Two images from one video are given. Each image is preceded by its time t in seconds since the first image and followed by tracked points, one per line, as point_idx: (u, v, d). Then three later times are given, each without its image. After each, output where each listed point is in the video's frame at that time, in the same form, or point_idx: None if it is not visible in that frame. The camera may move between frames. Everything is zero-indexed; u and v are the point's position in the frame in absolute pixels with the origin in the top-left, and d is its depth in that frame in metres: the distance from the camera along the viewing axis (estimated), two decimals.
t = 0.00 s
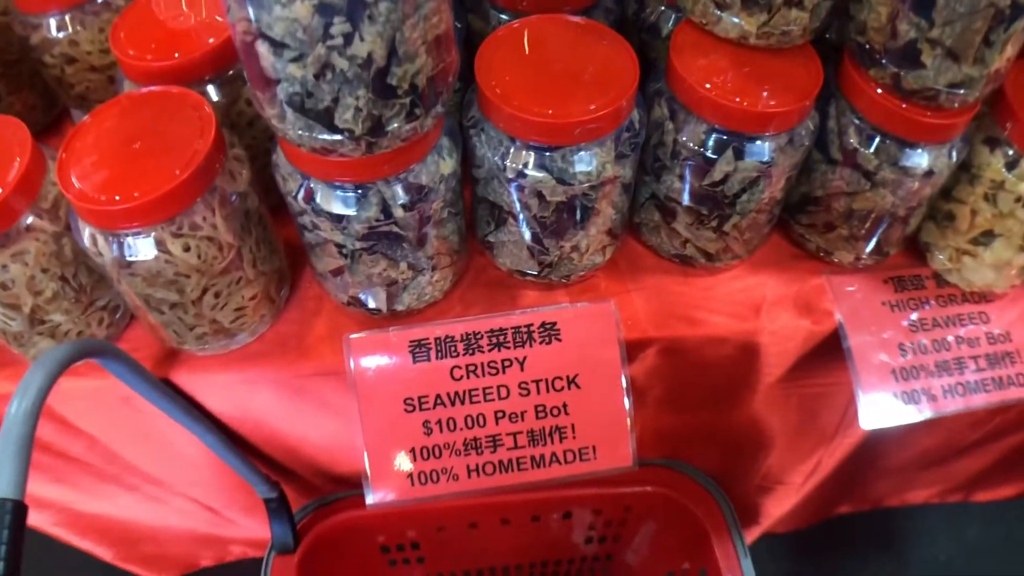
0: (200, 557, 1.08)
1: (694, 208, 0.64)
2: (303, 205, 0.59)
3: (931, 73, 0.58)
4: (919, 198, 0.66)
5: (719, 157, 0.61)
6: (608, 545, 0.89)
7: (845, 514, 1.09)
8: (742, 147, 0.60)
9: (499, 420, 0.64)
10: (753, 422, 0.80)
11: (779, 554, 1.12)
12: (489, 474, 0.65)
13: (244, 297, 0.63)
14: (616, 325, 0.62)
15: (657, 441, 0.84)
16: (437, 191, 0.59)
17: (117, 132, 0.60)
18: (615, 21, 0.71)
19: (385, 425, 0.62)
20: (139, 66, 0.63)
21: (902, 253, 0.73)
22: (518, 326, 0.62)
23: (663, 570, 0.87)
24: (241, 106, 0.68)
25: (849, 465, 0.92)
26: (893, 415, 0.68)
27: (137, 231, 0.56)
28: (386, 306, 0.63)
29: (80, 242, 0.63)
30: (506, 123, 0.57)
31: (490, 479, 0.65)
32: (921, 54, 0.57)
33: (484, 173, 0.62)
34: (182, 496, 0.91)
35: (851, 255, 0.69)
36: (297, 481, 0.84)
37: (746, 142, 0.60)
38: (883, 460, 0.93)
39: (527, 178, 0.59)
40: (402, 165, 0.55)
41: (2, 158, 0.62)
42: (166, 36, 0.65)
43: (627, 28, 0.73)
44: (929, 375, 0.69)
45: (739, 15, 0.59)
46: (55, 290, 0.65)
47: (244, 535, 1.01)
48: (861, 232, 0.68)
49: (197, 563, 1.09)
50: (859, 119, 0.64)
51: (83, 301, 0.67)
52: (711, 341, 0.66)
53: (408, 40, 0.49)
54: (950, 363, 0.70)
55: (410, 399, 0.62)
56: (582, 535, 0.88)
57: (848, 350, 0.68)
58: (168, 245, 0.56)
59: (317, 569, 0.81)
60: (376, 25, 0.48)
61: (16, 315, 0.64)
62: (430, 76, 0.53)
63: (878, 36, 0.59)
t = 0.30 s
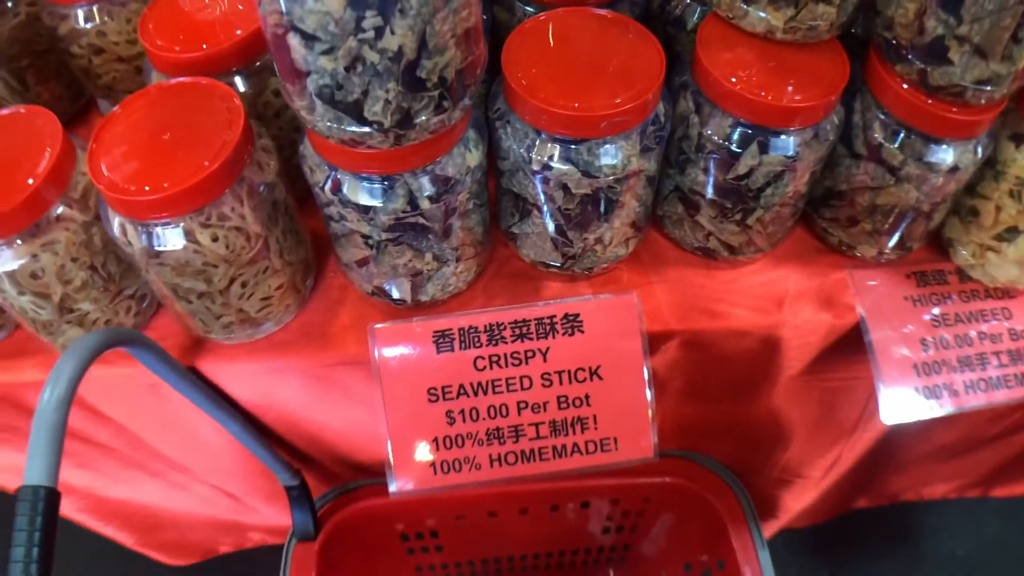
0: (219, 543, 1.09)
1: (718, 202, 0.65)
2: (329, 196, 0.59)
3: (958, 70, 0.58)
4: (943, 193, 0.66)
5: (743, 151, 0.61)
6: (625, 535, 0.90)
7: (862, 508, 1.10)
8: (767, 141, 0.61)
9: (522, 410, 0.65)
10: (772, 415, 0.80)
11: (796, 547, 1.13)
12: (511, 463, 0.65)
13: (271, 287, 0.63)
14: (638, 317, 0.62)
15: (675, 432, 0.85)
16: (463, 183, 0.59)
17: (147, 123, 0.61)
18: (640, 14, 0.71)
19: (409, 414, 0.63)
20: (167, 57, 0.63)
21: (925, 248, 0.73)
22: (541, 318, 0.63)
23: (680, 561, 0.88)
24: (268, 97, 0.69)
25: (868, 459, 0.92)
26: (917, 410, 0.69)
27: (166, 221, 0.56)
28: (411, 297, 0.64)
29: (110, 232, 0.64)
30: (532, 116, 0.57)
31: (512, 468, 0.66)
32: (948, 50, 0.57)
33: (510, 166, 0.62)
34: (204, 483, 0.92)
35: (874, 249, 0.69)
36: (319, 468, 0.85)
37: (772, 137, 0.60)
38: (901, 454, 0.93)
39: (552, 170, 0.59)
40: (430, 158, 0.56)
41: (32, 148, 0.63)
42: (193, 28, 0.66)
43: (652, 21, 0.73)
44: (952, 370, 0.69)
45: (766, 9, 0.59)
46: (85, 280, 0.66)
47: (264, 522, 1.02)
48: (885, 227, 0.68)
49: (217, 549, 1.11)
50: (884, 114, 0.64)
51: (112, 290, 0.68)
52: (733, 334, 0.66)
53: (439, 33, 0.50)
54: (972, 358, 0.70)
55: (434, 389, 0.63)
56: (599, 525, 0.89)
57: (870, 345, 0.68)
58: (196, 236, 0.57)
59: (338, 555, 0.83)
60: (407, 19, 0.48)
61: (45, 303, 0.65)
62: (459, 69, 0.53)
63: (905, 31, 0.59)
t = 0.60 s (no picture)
0: (222, 530, 1.11)
1: (712, 194, 0.66)
2: (332, 190, 0.61)
3: (945, 67, 0.59)
4: (932, 186, 0.68)
5: (737, 146, 0.63)
6: (622, 523, 0.93)
7: (857, 496, 1.12)
8: (759, 136, 0.62)
9: (521, 398, 0.66)
10: (765, 404, 0.82)
11: (791, 532, 1.16)
12: (510, 450, 0.67)
13: (275, 279, 0.65)
14: (635, 308, 0.64)
15: (671, 421, 0.86)
16: (463, 177, 0.61)
17: (154, 120, 0.62)
18: (636, 10, 0.73)
19: (411, 401, 0.65)
20: (172, 54, 0.65)
21: (915, 240, 0.75)
22: (540, 308, 0.64)
23: (676, 548, 0.90)
24: (271, 93, 0.70)
25: (861, 447, 0.94)
26: (903, 398, 0.70)
27: (173, 215, 0.58)
28: (412, 288, 0.65)
29: (116, 226, 0.65)
30: (530, 112, 0.58)
31: (512, 455, 0.68)
32: (935, 48, 0.59)
33: (509, 160, 0.64)
34: (209, 469, 0.94)
35: (865, 241, 0.71)
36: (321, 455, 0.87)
37: (765, 132, 0.62)
38: (893, 442, 0.95)
39: (550, 165, 0.60)
40: (431, 153, 0.57)
41: (40, 143, 0.64)
42: (197, 25, 0.67)
43: (648, 17, 0.74)
44: (940, 360, 0.71)
45: (758, 8, 0.60)
46: (91, 272, 0.67)
47: (268, 509, 1.04)
48: (875, 220, 0.70)
49: (220, 536, 1.13)
50: (874, 110, 0.66)
51: (118, 282, 0.70)
52: (727, 323, 0.68)
53: (439, 33, 0.51)
54: (961, 349, 0.72)
55: (434, 378, 0.64)
56: (597, 512, 0.91)
57: (862, 334, 0.70)
58: (203, 229, 0.58)
59: (342, 542, 0.85)
60: (409, 20, 0.49)
61: (53, 295, 0.66)
62: (459, 68, 0.55)
63: (893, 29, 0.60)
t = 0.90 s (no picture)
0: (231, 515, 1.12)
1: (718, 174, 0.65)
2: (332, 173, 0.60)
3: (957, 42, 0.58)
4: (942, 164, 0.66)
5: (743, 125, 0.61)
6: (630, 507, 0.93)
7: (866, 478, 1.12)
8: (766, 114, 0.61)
9: (525, 382, 0.66)
10: (773, 387, 0.82)
11: (798, 512, 1.16)
12: (515, 434, 0.67)
13: (277, 264, 0.64)
14: (639, 290, 0.63)
15: (677, 404, 0.86)
16: (465, 159, 0.60)
17: (154, 103, 0.61)
18: None
19: (415, 386, 0.64)
20: (171, 37, 0.64)
21: (925, 220, 0.74)
22: (544, 291, 0.64)
23: (685, 532, 0.89)
24: (271, 76, 0.69)
25: (870, 430, 0.93)
26: (913, 380, 0.70)
27: (174, 199, 0.57)
28: (414, 271, 0.64)
29: (118, 211, 0.65)
30: (532, 91, 0.58)
31: (517, 439, 0.67)
32: (946, 23, 0.57)
33: (511, 140, 0.63)
34: (217, 454, 0.95)
35: (874, 221, 0.70)
36: (327, 438, 0.87)
37: (771, 110, 0.61)
38: (903, 424, 0.94)
39: (553, 146, 0.60)
40: (431, 135, 0.56)
41: (41, 129, 0.64)
42: (198, 8, 0.67)
43: None
44: (951, 341, 0.70)
45: None
46: (94, 258, 0.67)
47: (276, 493, 1.05)
48: (885, 199, 0.69)
49: (228, 521, 1.14)
50: (884, 87, 0.64)
51: (121, 268, 0.70)
52: (733, 305, 0.67)
53: (437, 11, 0.50)
54: (972, 330, 0.71)
55: (437, 362, 0.64)
56: (604, 497, 0.91)
57: (870, 316, 0.69)
58: (203, 213, 0.58)
59: (349, 526, 0.85)
60: None
61: (56, 282, 0.66)
62: (458, 46, 0.54)
63: (903, 3, 0.59)
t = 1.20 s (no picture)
0: (222, 514, 1.10)
1: (704, 157, 0.64)
2: (308, 162, 0.58)
3: (946, 19, 0.56)
4: (933, 145, 0.65)
5: (729, 106, 0.60)
6: (624, 497, 0.91)
7: (863, 465, 1.10)
8: (752, 95, 0.59)
9: (511, 374, 0.64)
10: (766, 375, 0.80)
11: (794, 501, 1.14)
12: (501, 428, 0.65)
13: (253, 258, 0.62)
14: (627, 277, 0.62)
15: (669, 394, 0.84)
16: (443, 144, 0.58)
17: (122, 96, 0.59)
18: None
19: (398, 380, 0.62)
20: (141, 29, 0.62)
21: (918, 203, 0.72)
22: (528, 280, 0.62)
23: (680, 522, 0.88)
24: (246, 66, 0.68)
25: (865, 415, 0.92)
26: (908, 367, 0.68)
27: (145, 193, 0.55)
28: (395, 262, 0.62)
29: (89, 207, 0.63)
30: (512, 75, 0.56)
31: (504, 432, 0.66)
32: None
33: (491, 126, 0.61)
34: (204, 451, 0.93)
35: (865, 204, 0.69)
36: (315, 435, 0.86)
37: (757, 91, 0.59)
38: (898, 411, 0.93)
39: (533, 130, 0.58)
40: (406, 120, 0.55)
41: (8, 125, 0.62)
42: None
43: None
44: (946, 327, 0.69)
45: None
46: (67, 256, 0.65)
47: (267, 489, 1.03)
48: (875, 181, 0.67)
49: (220, 519, 1.12)
50: (872, 67, 0.63)
51: (95, 265, 0.68)
52: (722, 292, 0.66)
53: None
54: (968, 315, 0.69)
55: (421, 355, 0.62)
56: (598, 488, 0.89)
57: (863, 301, 0.68)
58: (174, 207, 0.55)
59: (338, 522, 0.82)
60: None
61: (28, 281, 0.64)
62: (431, 28, 0.52)
63: None
